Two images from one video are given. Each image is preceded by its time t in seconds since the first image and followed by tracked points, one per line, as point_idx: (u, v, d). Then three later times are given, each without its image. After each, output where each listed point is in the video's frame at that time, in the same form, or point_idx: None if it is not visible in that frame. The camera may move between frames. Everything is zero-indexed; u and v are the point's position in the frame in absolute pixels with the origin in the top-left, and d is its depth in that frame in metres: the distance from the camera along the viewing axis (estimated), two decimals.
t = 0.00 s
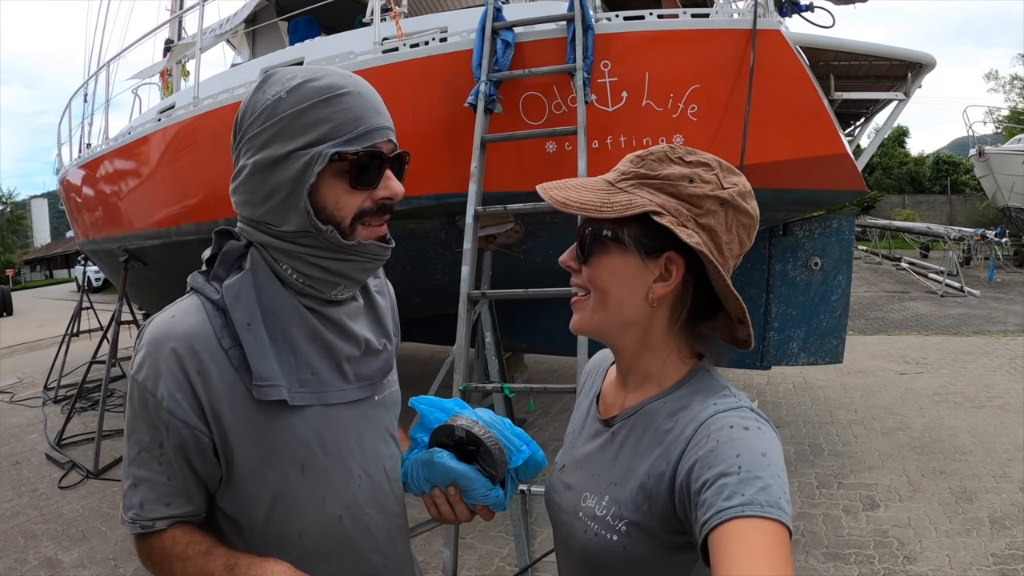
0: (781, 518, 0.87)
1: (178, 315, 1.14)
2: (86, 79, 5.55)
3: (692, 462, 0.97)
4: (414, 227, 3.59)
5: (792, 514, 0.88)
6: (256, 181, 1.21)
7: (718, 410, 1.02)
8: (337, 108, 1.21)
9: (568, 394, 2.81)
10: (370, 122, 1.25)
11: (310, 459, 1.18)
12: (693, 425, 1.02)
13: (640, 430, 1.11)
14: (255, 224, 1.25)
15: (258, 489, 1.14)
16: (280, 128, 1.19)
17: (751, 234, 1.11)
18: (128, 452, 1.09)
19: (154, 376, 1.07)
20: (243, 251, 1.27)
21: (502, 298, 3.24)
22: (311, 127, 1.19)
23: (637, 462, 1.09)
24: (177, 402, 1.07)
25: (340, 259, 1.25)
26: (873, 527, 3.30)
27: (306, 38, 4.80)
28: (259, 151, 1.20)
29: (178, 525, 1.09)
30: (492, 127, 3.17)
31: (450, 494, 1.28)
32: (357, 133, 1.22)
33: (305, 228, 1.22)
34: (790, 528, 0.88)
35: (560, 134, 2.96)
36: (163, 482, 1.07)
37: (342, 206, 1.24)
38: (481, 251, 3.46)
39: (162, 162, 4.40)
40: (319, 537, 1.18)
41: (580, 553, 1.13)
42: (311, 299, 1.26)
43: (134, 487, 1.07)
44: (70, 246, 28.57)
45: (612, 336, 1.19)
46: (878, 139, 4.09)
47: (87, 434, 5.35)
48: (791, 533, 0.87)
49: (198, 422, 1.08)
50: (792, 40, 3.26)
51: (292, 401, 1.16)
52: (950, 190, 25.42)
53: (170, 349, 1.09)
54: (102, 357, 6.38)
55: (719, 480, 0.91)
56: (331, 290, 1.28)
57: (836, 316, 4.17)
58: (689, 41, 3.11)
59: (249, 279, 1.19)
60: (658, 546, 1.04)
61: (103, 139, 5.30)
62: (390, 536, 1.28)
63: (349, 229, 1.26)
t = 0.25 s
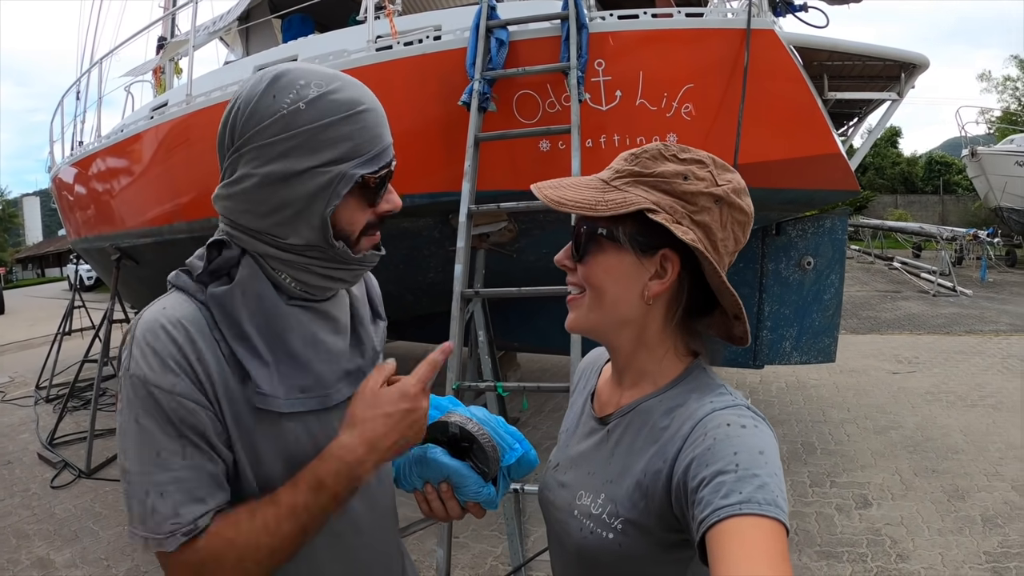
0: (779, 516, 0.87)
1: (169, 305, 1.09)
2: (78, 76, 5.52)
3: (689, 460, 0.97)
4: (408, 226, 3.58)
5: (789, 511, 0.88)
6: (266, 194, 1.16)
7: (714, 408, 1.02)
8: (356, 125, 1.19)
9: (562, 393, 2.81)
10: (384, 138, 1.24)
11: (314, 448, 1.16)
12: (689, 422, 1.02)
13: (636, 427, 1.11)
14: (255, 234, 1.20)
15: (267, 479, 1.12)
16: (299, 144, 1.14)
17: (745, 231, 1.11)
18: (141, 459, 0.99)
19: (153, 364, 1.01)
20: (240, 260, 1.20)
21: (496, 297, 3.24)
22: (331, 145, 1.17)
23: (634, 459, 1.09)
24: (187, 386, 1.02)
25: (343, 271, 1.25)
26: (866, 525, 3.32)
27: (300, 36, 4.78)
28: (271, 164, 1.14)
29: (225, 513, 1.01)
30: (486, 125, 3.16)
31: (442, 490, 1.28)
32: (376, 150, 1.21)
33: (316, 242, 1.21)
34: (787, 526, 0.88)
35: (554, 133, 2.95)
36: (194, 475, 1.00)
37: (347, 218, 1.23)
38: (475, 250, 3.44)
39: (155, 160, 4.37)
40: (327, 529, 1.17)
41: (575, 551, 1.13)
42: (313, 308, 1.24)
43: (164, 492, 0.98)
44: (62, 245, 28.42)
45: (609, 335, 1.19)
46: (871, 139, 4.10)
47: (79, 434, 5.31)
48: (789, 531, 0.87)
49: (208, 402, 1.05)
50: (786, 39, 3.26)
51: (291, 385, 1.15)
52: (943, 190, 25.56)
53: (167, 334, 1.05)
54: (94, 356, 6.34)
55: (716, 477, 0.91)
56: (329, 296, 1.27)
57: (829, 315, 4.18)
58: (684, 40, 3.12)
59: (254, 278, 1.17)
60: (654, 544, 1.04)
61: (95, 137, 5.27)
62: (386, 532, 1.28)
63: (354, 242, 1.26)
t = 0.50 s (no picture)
0: (759, 515, 0.87)
1: (170, 308, 1.08)
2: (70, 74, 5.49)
3: (671, 460, 0.98)
4: (400, 225, 3.58)
5: (770, 511, 0.89)
6: (244, 185, 1.16)
7: (698, 408, 1.03)
8: (334, 118, 1.19)
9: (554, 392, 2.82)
10: (363, 133, 1.24)
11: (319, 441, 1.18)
12: (673, 422, 1.03)
13: (621, 425, 1.12)
14: (237, 229, 1.20)
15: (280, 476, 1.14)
16: (278, 134, 1.14)
17: (723, 219, 1.10)
18: (185, 465, 0.97)
19: (173, 366, 1.00)
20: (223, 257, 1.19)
21: (488, 296, 3.24)
22: (310, 136, 1.16)
23: (618, 457, 1.09)
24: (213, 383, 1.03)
25: (324, 264, 1.25)
26: (857, 524, 3.33)
27: (293, 35, 4.77)
28: (253, 155, 1.15)
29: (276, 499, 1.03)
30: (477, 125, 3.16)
31: (420, 483, 1.27)
32: (356, 143, 1.21)
33: (297, 234, 1.21)
34: (767, 526, 0.88)
35: (545, 133, 2.95)
36: (245, 469, 1.01)
37: (326, 212, 1.23)
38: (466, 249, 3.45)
39: (147, 158, 4.36)
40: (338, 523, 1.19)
41: (558, 548, 1.14)
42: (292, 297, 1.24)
43: (222, 492, 0.98)
44: (54, 243, 28.26)
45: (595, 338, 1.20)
46: (862, 139, 4.12)
47: (71, 434, 5.29)
48: (769, 531, 0.88)
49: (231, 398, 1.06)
50: (777, 40, 3.27)
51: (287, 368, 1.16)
52: (936, 190, 25.69)
53: (179, 334, 1.04)
54: (86, 356, 6.31)
55: (697, 477, 0.92)
56: (311, 291, 1.27)
57: (820, 315, 4.20)
58: (675, 40, 3.12)
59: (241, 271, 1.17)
60: (636, 541, 1.05)
61: (87, 136, 5.24)
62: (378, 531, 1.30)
63: (336, 234, 1.26)
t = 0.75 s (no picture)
0: (758, 515, 0.87)
1: (176, 315, 1.10)
2: (68, 73, 5.48)
3: (672, 459, 0.98)
4: (399, 225, 3.58)
5: (770, 511, 0.89)
6: (223, 171, 1.25)
7: (700, 408, 1.03)
8: (291, 110, 1.20)
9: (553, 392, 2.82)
10: (324, 128, 1.23)
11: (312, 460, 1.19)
12: (674, 422, 1.03)
13: (623, 424, 1.12)
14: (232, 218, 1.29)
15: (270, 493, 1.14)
16: (243, 124, 1.22)
17: (711, 226, 1.04)
18: (159, 478, 0.98)
19: (171, 377, 1.01)
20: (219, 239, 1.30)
21: (487, 297, 3.24)
22: (264, 125, 1.20)
23: (619, 455, 1.10)
24: (206, 399, 1.03)
25: (284, 268, 1.23)
26: (854, 524, 3.34)
27: (291, 34, 4.76)
28: (231, 145, 1.24)
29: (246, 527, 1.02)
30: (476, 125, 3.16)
31: (427, 483, 1.28)
32: (302, 136, 1.20)
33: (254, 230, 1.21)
34: (768, 526, 0.89)
35: (544, 133, 2.96)
36: (216, 492, 1.01)
37: (283, 211, 1.23)
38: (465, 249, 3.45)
39: (145, 157, 4.35)
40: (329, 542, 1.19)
41: (562, 544, 1.14)
42: (268, 293, 1.25)
43: (187, 512, 0.98)
44: (50, 242, 28.15)
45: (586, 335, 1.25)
46: (861, 140, 4.13)
47: (69, 433, 5.28)
48: (769, 531, 0.88)
49: (224, 415, 1.06)
50: (776, 41, 3.28)
51: (278, 374, 1.17)
52: (933, 191, 25.76)
53: (180, 344, 1.05)
54: (83, 355, 6.29)
55: (697, 477, 0.92)
56: (283, 292, 1.26)
57: (817, 315, 4.21)
58: (675, 41, 3.13)
59: (225, 260, 1.22)
60: (638, 539, 1.05)
61: (85, 135, 5.23)
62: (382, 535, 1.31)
63: (292, 240, 1.25)
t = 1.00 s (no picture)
0: (774, 523, 0.85)
1: (166, 320, 1.10)
2: (66, 73, 5.46)
3: (687, 464, 0.96)
4: (398, 226, 3.56)
5: (785, 518, 0.87)
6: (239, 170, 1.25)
7: (715, 413, 1.01)
8: (307, 112, 1.18)
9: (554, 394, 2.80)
10: (337, 135, 1.20)
11: (297, 475, 1.18)
12: (689, 427, 1.01)
13: (638, 430, 1.10)
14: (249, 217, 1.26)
15: (246, 505, 1.14)
16: (261, 123, 1.21)
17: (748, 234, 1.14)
18: (118, 481, 1.02)
19: (145, 386, 1.02)
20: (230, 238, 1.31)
21: (487, 298, 3.22)
22: (279, 128, 1.19)
23: (634, 461, 1.08)
24: (176, 413, 1.04)
25: (288, 279, 1.19)
26: (856, 526, 3.33)
27: (290, 34, 4.74)
28: (249, 142, 1.24)
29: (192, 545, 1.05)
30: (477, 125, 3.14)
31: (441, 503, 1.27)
32: (314, 142, 1.18)
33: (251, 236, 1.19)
34: (783, 533, 0.87)
35: (545, 133, 2.94)
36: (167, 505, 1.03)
37: (289, 220, 1.21)
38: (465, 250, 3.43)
39: (143, 157, 4.32)
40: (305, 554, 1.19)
41: (574, 550, 1.12)
42: (273, 304, 1.22)
43: (134, 520, 1.01)
44: (48, 242, 28.08)
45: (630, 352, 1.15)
46: (863, 140, 4.11)
47: (66, 435, 5.25)
48: (784, 539, 0.86)
49: (197, 430, 1.06)
50: (778, 41, 3.26)
51: (266, 389, 1.15)
52: (931, 191, 25.78)
53: (161, 353, 1.06)
54: (81, 356, 6.26)
55: (712, 483, 0.90)
56: (288, 304, 1.22)
57: (819, 316, 4.19)
58: (677, 41, 3.11)
59: (228, 260, 1.22)
60: (652, 547, 1.03)
61: (83, 135, 5.20)
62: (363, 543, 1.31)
63: (296, 251, 1.22)
